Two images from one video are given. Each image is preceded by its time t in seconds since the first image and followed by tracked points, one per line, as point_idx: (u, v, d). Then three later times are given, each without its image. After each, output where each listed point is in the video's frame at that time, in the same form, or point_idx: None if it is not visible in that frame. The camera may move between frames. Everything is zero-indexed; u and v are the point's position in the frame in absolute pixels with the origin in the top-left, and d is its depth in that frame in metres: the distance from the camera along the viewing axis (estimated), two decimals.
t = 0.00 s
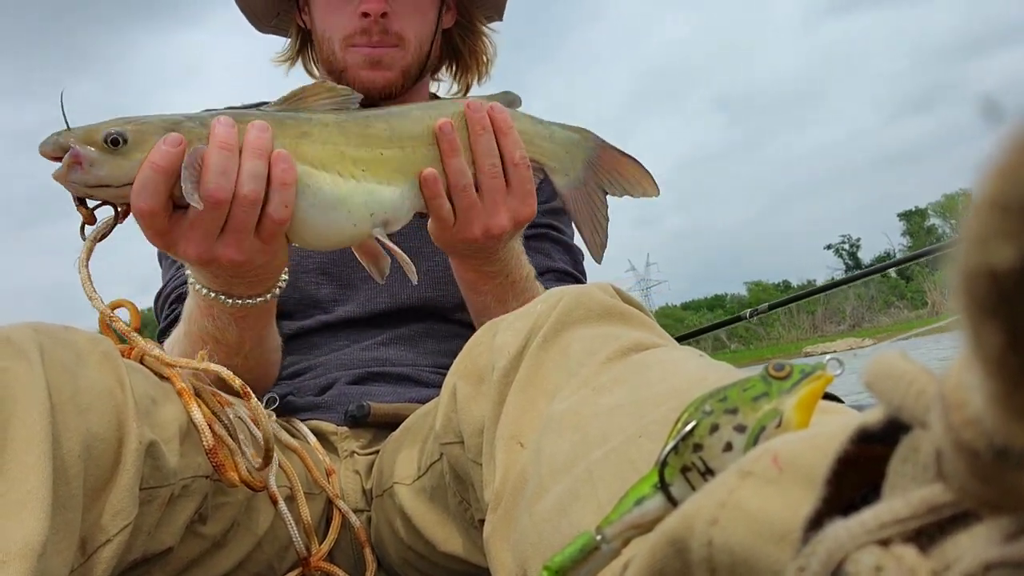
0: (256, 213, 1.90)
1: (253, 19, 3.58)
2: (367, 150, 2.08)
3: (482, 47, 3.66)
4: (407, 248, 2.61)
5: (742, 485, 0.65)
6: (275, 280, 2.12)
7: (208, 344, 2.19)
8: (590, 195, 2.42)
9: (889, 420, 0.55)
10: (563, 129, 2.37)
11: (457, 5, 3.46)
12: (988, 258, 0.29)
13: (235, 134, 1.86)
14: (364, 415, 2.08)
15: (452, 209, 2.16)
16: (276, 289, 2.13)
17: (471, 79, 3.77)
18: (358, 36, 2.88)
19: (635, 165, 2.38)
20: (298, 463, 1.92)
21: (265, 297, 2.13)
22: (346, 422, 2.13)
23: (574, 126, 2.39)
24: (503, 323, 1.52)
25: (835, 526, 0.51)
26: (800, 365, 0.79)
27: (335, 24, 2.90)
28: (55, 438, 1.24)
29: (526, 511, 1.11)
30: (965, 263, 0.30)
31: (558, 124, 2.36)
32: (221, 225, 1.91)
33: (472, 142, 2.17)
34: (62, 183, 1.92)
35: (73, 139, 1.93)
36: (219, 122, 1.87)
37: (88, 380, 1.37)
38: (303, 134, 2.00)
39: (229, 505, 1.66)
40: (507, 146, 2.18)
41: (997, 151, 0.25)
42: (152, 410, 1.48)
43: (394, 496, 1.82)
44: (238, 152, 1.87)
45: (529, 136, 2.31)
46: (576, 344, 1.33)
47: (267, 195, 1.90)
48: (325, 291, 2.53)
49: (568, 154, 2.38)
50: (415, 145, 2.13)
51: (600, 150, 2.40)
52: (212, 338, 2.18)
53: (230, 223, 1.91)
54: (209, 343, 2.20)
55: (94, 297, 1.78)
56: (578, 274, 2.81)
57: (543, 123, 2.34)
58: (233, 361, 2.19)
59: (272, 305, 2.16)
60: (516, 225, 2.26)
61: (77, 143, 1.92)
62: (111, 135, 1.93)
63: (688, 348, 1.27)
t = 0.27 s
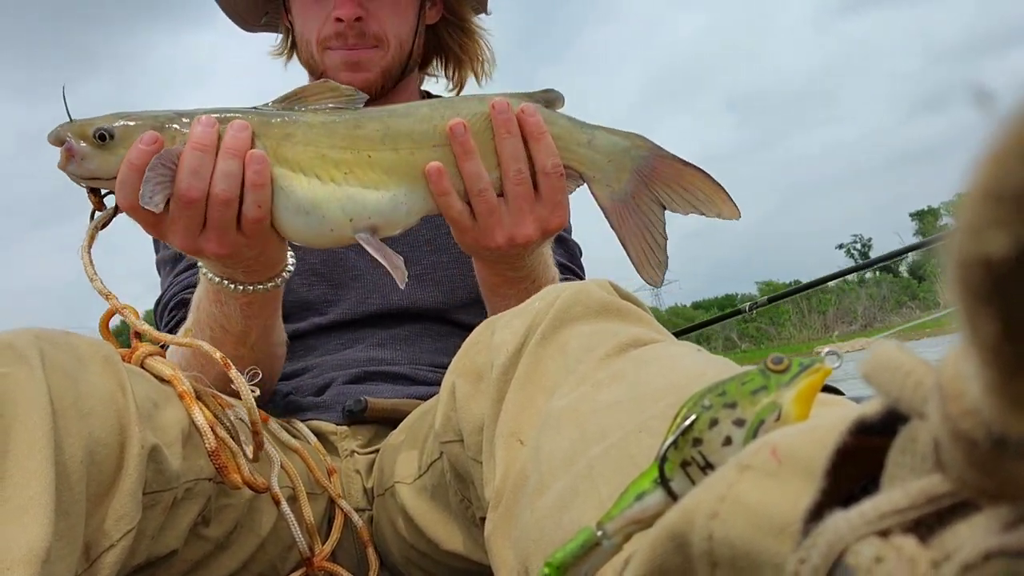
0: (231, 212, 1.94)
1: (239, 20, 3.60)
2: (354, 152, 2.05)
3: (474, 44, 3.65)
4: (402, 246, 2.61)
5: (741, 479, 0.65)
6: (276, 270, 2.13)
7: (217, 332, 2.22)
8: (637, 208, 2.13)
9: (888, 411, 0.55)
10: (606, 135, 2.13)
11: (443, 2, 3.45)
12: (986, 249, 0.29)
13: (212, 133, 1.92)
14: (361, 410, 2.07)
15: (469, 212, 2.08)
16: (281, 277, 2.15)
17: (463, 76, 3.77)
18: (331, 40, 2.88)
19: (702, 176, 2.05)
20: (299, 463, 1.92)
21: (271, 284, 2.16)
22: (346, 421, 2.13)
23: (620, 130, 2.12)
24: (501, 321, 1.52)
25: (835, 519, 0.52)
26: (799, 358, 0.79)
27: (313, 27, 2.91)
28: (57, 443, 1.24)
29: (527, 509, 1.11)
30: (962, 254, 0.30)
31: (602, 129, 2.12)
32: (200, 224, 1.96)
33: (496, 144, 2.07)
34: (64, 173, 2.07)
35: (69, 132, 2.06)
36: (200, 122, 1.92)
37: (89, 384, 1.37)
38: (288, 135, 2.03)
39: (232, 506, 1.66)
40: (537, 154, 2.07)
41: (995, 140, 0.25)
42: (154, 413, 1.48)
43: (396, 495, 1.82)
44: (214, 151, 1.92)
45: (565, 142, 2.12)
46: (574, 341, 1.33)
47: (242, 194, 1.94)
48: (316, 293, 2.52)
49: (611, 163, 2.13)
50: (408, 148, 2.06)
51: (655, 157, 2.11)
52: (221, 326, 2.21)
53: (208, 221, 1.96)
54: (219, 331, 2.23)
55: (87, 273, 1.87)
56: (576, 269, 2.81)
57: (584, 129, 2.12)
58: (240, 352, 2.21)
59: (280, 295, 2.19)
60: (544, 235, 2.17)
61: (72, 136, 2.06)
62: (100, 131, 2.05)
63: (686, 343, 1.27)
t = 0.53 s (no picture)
0: (223, 236, 1.96)
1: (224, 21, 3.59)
2: (343, 161, 2.04)
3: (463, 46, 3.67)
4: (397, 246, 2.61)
5: (741, 475, 0.65)
6: (275, 265, 2.14)
7: (217, 325, 2.25)
8: (649, 173, 2.10)
9: (886, 405, 0.55)
10: (611, 100, 2.08)
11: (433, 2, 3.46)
12: (981, 242, 0.29)
13: (193, 161, 1.92)
14: (361, 414, 2.07)
15: (475, 199, 2.07)
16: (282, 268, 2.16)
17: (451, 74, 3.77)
18: (338, 44, 2.86)
19: (717, 137, 2.00)
20: (299, 464, 1.92)
21: (271, 277, 2.17)
22: (346, 423, 2.12)
23: (623, 95, 2.08)
24: (498, 320, 1.52)
25: (835, 513, 0.52)
26: (797, 354, 0.79)
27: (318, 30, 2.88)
28: (57, 448, 1.23)
29: (528, 507, 1.11)
30: (959, 246, 0.30)
31: (605, 94, 2.08)
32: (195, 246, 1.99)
33: (494, 128, 2.02)
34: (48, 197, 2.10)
35: (46, 161, 2.05)
36: (181, 148, 1.93)
37: (88, 387, 1.36)
38: (271, 149, 2.02)
39: (232, 508, 1.66)
40: (538, 134, 2.02)
41: (992, 131, 0.25)
42: (153, 416, 1.47)
43: (396, 495, 1.82)
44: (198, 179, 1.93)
45: (567, 114, 2.07)
46: (572, 340, 1.33)
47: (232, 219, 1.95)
48: (313, 292, 2.53)
49: (619, 129, 2.09)
50: (398, 148, 2.03)
51: (664, 120, 2.08)
52: (220, 319, 2.24)
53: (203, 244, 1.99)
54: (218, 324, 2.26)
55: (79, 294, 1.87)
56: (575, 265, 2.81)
57: (586, 98, 2.07)
58: (241, 344, 2.24)
59: (280, 284, 2.22)
60: (555, 210, 2.16)
61: (51, 164, 2.05)
62: (78, 159, 2.03)
63: (684, 340, 1.27)
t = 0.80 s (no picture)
0: (219, 268, 1.98)
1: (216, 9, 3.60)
2: (334, 183, 2.01)
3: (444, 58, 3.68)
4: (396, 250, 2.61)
5: (740, 479, 0.65)
6: (270, 277, 2.17)
7: (217, 332, 2.29)
8: (648, 176, 2.11)
9: (885, 409, 0.55)
10: (611, 102, 2.08)
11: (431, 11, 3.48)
12: (981, 246, 0.29)
13: (180, 200, 1.91)
14: (360, 416, 2.07)
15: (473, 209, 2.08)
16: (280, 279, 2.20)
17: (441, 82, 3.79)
18: (359, 37, 2.87)
19: (718, 143, 2.00)
20: (298, 465, 1.92)
21: (271, 287, 2.20)
22: (345, 425, 2.13)
23: (623, 97, 2.08)
24: (499, 323, 1.52)
25: (834, 517, 0.52)
26: (796, 359, 0.80)
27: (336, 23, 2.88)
28: (57, 447, 1.23)
29: (527, 510, 1.11)
30: (960, 250, 0.30)
31: (605, 96, 2.08)
32: (190, 278, 2.02)
33: (491, 135, 2.02)
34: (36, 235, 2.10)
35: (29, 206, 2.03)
36: (165, 185, 1.90)
37: (89, 388, 1.37)
38: (257, 177, 1.98)
39: (231, 510, 1.65)
40: (536, 141, 2.02)
41: (992, 135, 0.25)
42: (152, 417, 1.47)
43: (395, 498, 1.82)
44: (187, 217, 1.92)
45: (564, 116, 2.07)
46: (572, 343, 1.33)
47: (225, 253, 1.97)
48: (310, 296, 2.54)
49: (618, 131, 2.09)
50: (392, 165, 2.02)
51: (666, 123, 2.08)
52: (220, 327, 2.28)
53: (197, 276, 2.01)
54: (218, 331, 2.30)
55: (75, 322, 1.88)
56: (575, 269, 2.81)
57: (586, 100, 2.07)
58: (242, 350, 2.26)
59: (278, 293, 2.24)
60: (556, 213, 2.17)
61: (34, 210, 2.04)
62: (59, 205, 2.00)
63: (683, 344, 1.27)
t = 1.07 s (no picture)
0: (215, 265, 1.99)
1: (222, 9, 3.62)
2: (332, 180, 2.01)
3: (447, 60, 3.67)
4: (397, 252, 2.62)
5: (738, 483, 0.65)
6: (271, 280, 2.17)
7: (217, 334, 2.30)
8: (648, 179, 2.10)
9: (884, 415, 0.55)
10: (610, 104, 2.08)
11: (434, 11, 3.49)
12: (982, 252, 0.29)
13: (178, 194, 1.91)
14: (360, 415, 2.07)
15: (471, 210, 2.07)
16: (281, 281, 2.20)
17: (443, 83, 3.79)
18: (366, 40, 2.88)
19: (719, 145, 2.00)
20: (297, 464, 1.92)
21: (271, 290, 2.20)
22: (343, 424, 2.13)
23: (622, 99, 2.08)
24: (498, 324, 1.52)
25: (831, 521, 0.52)
26: (796, 363, 0.79)
27: (344, 23, 2.89)
28: (56, 442, 1.24)
29: (525, 512, 1.11)
30: (960, 255, 0.30)
31: (605, 99, 2.07)
32: (186, 274, 2.02)
33: (489, 135, 2.01)
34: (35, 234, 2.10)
35: (28, 202, 2.04)
36: (163, 179, 1.91)
37: (89, 383, 1.37)
38: (255, 173, 1.98)
39: (229, 507, 1.65)
40: (535, 141, 2.02)
41: (995, 140, 0.25)
42: (152, 413, 1.47)
43: (393, 497, 1.82)
44: (185, 211, 1.92)
45: (564, 118, 2.07)
46: (571, 345, 1.33)
47: (222, 249, 1.97)
48: (309, 296, 2.54)
49: (618, 134, 2.09)
50: (389, 163, 2.01)
51: (666, 126, 2.08)
52: (221, 329, 2.29)
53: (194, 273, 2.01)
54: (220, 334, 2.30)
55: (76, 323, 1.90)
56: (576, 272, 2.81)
57: (586, 103, 2.07)
58: (242, 353, 2.27)
59: (278, 297, 2.23)
60: (553, 216, 2.17)
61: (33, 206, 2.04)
62: (57, 201, 2.01)
63: (683, 347, 1.27)
